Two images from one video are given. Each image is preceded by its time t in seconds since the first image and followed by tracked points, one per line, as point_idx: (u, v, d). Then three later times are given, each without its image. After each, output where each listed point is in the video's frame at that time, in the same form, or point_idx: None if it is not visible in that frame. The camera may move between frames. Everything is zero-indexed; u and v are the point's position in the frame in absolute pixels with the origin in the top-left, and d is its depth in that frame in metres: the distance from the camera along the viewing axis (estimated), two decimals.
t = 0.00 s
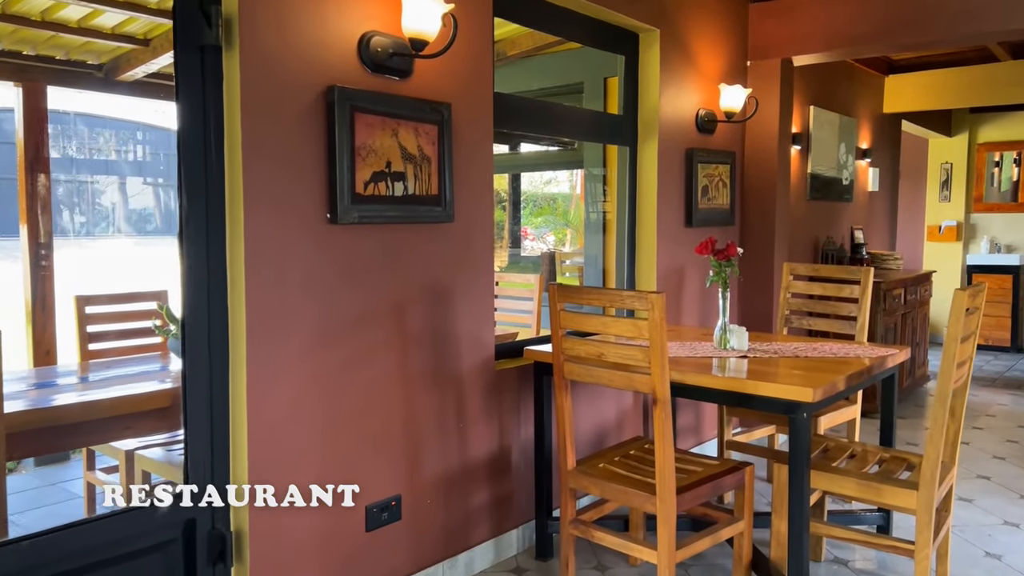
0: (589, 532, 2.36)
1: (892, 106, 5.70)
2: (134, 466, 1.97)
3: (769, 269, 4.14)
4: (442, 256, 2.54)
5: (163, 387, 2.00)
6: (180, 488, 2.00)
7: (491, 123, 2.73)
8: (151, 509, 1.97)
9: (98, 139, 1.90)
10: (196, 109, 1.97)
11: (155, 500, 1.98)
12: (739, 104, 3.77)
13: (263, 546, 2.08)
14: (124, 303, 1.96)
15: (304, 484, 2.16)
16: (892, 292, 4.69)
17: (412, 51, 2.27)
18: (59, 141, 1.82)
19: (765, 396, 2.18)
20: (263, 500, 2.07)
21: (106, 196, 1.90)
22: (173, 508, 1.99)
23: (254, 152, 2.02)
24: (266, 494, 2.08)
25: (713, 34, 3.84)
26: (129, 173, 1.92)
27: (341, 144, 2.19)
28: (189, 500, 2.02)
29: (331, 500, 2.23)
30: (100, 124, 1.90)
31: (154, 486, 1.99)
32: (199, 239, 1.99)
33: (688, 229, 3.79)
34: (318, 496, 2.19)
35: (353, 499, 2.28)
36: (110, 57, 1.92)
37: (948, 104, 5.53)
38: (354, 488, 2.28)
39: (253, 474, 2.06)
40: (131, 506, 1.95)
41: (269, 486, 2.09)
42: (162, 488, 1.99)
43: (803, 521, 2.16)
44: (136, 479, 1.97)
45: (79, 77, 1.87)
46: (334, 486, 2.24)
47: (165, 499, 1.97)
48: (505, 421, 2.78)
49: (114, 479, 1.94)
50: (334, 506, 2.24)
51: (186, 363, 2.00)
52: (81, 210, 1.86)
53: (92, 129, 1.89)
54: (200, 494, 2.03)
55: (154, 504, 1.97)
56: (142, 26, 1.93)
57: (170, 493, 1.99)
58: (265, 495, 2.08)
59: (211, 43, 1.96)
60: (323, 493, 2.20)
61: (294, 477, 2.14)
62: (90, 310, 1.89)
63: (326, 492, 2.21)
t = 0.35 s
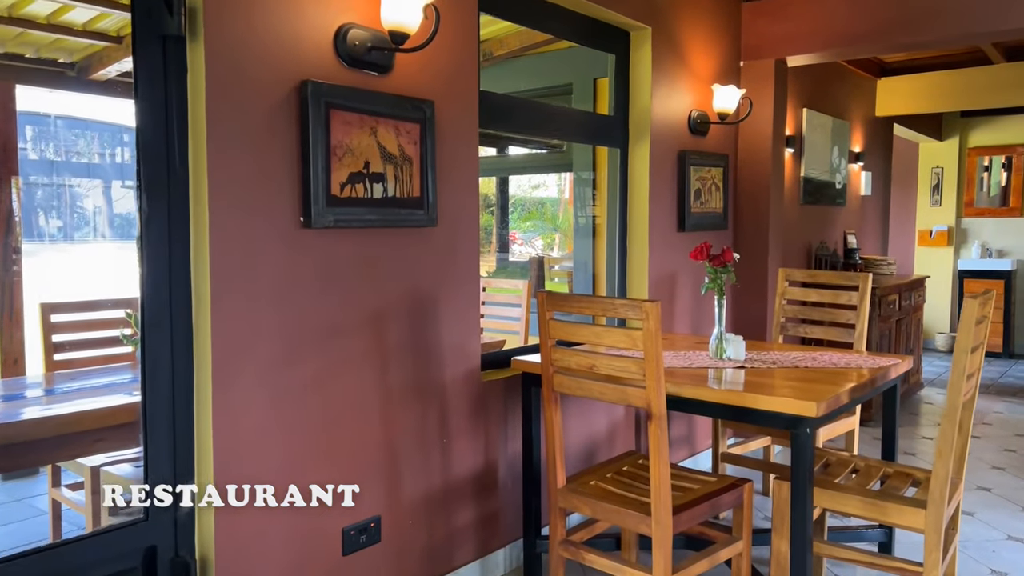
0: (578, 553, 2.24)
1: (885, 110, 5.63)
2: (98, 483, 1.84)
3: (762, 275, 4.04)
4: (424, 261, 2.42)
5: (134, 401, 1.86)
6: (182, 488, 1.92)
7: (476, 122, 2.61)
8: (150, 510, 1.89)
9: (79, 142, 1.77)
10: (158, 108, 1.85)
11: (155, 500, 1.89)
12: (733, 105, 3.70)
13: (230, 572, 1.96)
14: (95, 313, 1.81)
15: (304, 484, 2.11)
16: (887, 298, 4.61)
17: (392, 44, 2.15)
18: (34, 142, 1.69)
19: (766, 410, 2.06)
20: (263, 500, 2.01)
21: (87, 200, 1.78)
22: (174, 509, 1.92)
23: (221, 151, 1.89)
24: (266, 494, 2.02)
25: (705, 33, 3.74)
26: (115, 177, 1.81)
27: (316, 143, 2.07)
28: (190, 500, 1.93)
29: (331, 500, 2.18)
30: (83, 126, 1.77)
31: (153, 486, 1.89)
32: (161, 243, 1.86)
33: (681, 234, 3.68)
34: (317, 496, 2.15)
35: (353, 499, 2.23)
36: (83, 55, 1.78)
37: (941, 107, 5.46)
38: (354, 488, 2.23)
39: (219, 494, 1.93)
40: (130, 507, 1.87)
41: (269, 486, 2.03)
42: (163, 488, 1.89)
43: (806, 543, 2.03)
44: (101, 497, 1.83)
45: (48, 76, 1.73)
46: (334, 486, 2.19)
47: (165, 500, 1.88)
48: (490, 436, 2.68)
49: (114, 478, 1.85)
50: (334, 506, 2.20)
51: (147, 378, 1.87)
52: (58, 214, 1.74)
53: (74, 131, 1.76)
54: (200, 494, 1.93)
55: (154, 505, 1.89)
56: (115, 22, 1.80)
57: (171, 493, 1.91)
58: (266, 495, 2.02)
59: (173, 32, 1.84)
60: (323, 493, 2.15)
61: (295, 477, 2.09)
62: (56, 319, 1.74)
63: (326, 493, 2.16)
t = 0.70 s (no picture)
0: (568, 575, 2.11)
1: (869, 112, 5.61)
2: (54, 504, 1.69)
3: (750, 278, 3.95)
4: (403, 265, 2.28)
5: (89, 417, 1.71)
6: (182, 488, 1.78)
7: (458, 119, 2.48)
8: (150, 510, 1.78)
9: (48, 141, 1.63)
10: (110, 103, 1.69)
11: (155, 500, 1.77)
12: (721, 104, 3.58)
13: None
14: (58, 318, 1.67)
15: (304, 484, 2.04)
16: (873, 300, 4.56)
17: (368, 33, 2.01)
18: None
19: (767, 423, 1.96)
20: (263, 500, 1.94)
21: (55, 202, 1.64)
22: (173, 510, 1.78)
23: (182, 148, 1.74)
24: (266, 494, 1.95)
25: (692, 30, 3.65)
26: (86, 178, 1.67)
27: (286, 139, 1.92)
28: (189, 500, 1.79)
29: (331, 500, 2.11)
30: (53, 125, 1.64)
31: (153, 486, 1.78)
32: (114, 246, 1.71)
33: (668, 236, 3.57)
34: (317, 497, 2.07)
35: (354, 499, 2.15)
36: (43, 49, 1.63)
37: (925, 108, 5.42)
38: (354, 488, 2.16)
39: (181, 518, 1.78)
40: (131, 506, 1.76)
41: (269, 486, 1.96)
42: (163, 488, 1.77)
43: (808, 563, 1.92)
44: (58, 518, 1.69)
45: (7, 71, 1.59)
46: (334, 486, 2.11)
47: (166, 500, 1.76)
48: (473, 449, 2.56)
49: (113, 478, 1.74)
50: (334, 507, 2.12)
51: (99, 393, 1.71)
52: (26, 214, 1.60)
53: (42, 131, 1.63)
54: (200, 494, 1.81)
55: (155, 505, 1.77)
56: (76, 14, 1.66)
57: (170, 493, 1.77)
58: (266, 495, 1.95)
59: (127, 16, 1.67)
60: (323, 493, 2.08)
61: (295, 476, 2.02)
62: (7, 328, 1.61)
63: (326, 493, 2.09)
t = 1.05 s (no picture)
0: None
1: (836, 112, 5.68)
2: None
3: (724, 281, 3.90)
4: (370, 270, 2.15)
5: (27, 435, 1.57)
6: (182, 488, 1.71)
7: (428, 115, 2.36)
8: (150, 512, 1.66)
9: None
10: (47, 92, 1.55)
11: (155, 500, 1.66)
12: (696, 105, 3.54)
13: None
14: None
15: (304, 484, 1.99)
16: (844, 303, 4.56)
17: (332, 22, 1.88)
18: None
19: (754, 435, 1.87)
20: (263, 500, 1.89)
21: None
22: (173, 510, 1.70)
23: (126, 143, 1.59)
24: (266, 494, 1.90)
25: (666, 28, 3.57)
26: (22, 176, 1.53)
27: (243, 134, 1.77)
28: (189, 500, 1.73)
29: (331, 500, 2.06)
30: None
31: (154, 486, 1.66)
32: (51, 250, 1.56)
33: (642, 238, 3.49)
34: (317, 497, 2.03)
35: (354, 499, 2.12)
36: None
37: (893, 111, 5.45)
38: (354, 489, 2.12)
39: (128, 549, 1.63)
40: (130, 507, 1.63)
41: (269, 486, 1.90)
42: (163, 488, 1.67)
43: None
44: None
45: None
46: (334, 486, 2.07)
47: (168, 501, 1.66)
48: (444, 463, 2.43)
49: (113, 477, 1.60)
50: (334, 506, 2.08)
51: (35, 410, 1.56)
52: None
53: None
54: (200, 494, 1.75)
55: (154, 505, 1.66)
56: None
57: (171, 493, 1.69)
58: (265, 495, 1.90)
59: None
60: (323, 493, 2.03)
61: (295, 476, 1.97)
62: None
63: (326, 493, 2.04)
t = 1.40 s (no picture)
0: None
1: (793, 112, 5.76)
2: None
3: (687, 282, 3.88)
4: (321, 273, 2.04)
5: None
6: (182, 488, 1.71)
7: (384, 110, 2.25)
8: (150, 512, 1.65)
9: None
10: None
11: (155, 500, 1.65)
12: (657, 104, 3.50)
13: None
14: None
15: (304, 484, 2.01)
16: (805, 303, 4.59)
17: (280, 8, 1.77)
18: None
19: (723, 442, 1.81)
20: (263, 500, 1.90)
21: None
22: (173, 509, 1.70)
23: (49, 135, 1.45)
24: (266, 494, 1.91)
25: (628, 25, 3.52)
26: None
27: (181, 126, 1.64)
28: (190, 500, 1.73)
29: (331, 500, 2.08)
30: None
31: (153, 486, 1.65)
32: None
33: (605, 239, 3.43)
34: (317, 497, 2.04)
35: (354, 499, 2.14)
36: None
37: (849, 113, 5.52)
38: (354, 488, 2.15)
39: None
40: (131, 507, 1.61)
41: (270, 486, 1.92)
42: (164, 487, 1.67)
43: None
44: None
45: None
46: (334, 487, 2.09)
47: (168, 500, 1.66)
48: (401, 474, 2.32)
49: (114, 476, 1.57)
50: (334, 506, 2.10)
51: None
52: None
53: None
54: (200, 494, 1.75)
55: (154, 505, 1.65)
56: None
57: (171, 493, 1.69)
58: (265, 495, 1.91)
59: None
60: (323, 493, 2.05)
61: (295, 476, 1.99)
62: None
63: (327, 493, 2.06)
